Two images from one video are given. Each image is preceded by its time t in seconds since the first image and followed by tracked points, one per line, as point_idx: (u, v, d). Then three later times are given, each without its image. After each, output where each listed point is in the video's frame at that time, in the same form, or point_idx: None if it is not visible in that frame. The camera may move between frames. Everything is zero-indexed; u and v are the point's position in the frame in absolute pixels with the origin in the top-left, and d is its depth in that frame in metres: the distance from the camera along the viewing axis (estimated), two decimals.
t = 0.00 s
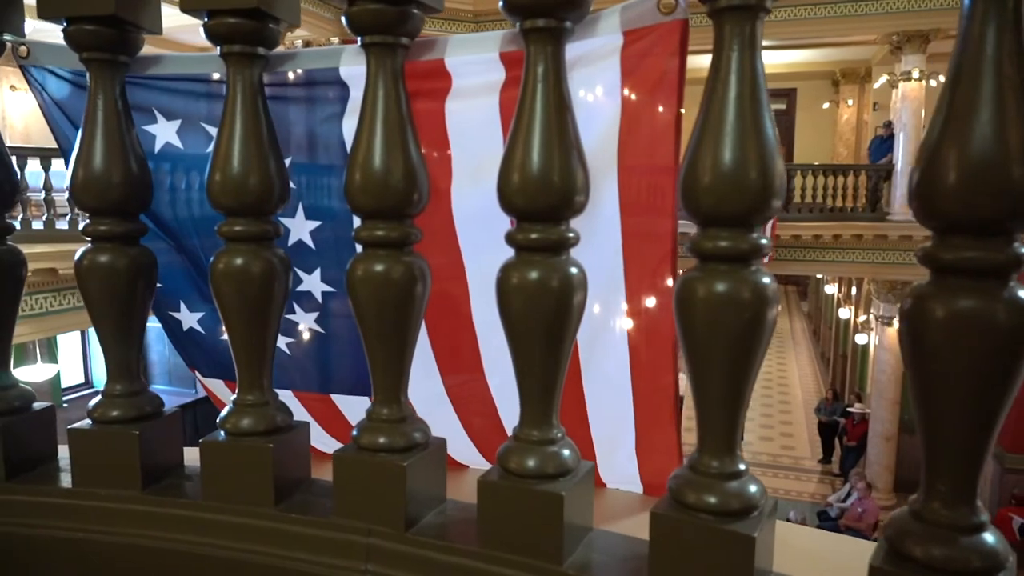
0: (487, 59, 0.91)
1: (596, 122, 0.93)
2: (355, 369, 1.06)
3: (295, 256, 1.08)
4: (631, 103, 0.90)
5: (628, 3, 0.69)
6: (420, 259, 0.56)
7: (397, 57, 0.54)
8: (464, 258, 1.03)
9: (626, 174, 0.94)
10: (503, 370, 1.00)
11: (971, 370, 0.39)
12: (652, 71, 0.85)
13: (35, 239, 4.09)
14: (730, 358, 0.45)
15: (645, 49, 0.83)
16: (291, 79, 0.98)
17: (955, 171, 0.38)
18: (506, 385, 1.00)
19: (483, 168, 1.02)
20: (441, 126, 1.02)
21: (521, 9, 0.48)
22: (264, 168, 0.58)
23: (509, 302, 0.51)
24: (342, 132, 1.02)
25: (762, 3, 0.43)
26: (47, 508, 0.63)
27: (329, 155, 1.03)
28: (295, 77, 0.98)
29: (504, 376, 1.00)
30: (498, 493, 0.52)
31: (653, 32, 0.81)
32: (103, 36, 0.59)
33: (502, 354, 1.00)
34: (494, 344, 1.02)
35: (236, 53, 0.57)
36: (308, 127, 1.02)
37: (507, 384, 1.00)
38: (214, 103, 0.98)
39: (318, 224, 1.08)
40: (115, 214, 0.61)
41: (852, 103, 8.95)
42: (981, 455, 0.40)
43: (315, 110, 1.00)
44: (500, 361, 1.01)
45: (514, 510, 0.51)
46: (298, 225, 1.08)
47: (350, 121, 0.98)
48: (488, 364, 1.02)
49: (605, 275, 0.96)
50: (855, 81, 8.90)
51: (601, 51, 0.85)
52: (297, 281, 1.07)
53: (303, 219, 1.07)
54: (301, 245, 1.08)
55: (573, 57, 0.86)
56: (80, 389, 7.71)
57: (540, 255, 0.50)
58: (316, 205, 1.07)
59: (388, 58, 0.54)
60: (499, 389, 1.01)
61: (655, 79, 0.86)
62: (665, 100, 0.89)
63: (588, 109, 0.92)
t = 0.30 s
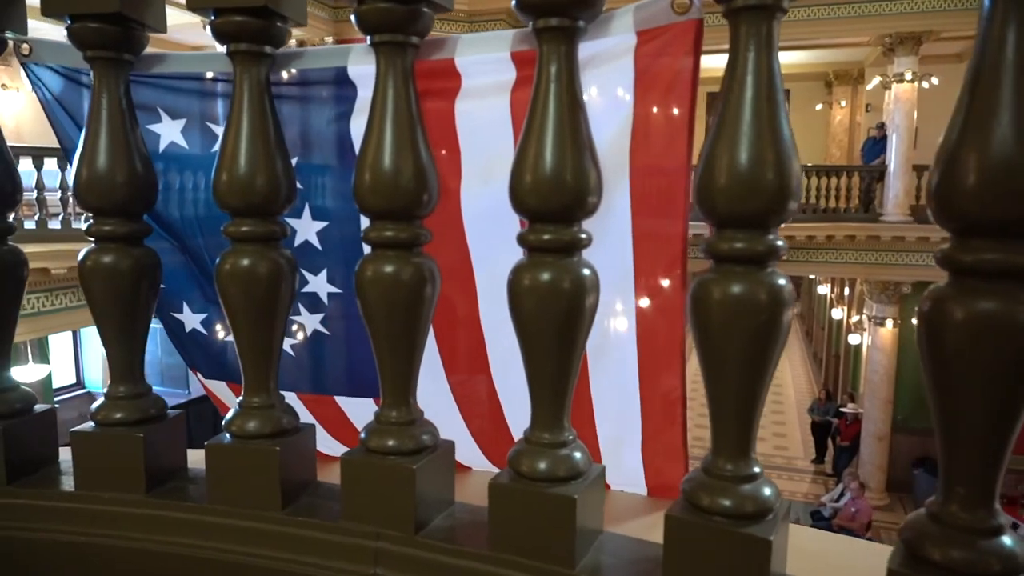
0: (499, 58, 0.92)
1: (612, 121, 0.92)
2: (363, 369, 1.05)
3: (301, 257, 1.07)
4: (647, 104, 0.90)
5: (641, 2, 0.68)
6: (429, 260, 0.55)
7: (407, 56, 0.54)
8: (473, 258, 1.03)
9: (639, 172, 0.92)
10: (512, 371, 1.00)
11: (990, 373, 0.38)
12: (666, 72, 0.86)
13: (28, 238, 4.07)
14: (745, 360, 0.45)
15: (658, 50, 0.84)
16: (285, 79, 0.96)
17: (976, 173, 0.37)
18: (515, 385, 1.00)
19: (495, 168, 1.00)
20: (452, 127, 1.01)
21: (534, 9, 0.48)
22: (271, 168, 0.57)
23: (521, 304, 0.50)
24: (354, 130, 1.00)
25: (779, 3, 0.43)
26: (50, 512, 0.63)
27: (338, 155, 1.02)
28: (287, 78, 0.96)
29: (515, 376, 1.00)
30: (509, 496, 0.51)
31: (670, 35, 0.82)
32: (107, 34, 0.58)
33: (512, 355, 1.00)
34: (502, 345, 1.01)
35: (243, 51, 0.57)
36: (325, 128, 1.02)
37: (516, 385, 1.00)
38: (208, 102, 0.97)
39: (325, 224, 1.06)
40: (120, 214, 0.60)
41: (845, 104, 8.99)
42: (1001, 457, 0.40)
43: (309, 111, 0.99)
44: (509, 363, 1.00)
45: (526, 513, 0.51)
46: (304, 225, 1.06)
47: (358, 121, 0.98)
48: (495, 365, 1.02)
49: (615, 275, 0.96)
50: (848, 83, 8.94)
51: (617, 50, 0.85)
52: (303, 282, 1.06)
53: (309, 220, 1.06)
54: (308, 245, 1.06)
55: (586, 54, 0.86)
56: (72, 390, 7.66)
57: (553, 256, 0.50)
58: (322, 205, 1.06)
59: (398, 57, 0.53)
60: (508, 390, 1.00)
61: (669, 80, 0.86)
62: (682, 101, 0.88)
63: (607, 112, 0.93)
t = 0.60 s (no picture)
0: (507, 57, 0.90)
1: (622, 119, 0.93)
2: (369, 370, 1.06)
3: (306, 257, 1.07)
4: (656, 104, 0.90)
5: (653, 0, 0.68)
6: (436, 260, 0.55)
7: (415, 54, 0.53)
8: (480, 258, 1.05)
9: (648, 176, 0.93)
10: (517, 371, 1.01)
11: (1006, 374, 0.38)
12: (676, 71, 0.84)
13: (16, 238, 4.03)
14: (758, 360, 0.45)
15: (670, 50, 0.82)
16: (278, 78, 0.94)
17: (992, 173, 0.37)
18: (521, 384, 1.01)
19: (505, 168, 1.02)
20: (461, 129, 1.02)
21: (545, 7, 0.47)
22: (276, 168, 0.57)
23: (530, 304, 0.50)
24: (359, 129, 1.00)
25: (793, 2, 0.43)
26: (49, 516, 0.62)
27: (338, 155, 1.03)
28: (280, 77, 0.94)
29: (521, 377, 1.01)
30: (518, 498, 0.51)
31: (686, 32, 0.80)
32: (108, 30, 0.57)
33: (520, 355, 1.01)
34: (508, 345, 1.02)
35: (246, 49, 0.56)
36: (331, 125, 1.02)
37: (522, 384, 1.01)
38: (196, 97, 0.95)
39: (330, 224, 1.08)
40: (121, 213, 0.59)
41: (834, 106, 9.05)
42: (1016, 458, 0.40)
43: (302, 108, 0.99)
44: (513, 362, 1.02)
45: (535, 515, 0.50)
46: (309, 225, 1.08)
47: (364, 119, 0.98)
48: (500, 364, 1.03)
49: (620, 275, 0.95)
50: (837, 84, 8.99)
51: (625, 49, 0.85)
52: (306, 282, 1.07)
53: (313, 219, 1.08)
54: (311, 245, 1.07)
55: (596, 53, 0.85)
56: (60, 391, 7.60)
57: (562, 256, 0.50)
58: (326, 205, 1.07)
59: (406, 55, 0.53)
60: (513, 390, 1.01)
61: (679, 80, 0.85)
62: (689, 101, 0.88)
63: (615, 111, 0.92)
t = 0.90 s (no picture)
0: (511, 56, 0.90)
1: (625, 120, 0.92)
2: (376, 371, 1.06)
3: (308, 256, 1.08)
4: (663, 104, 0.90)
5: None
6: (441, 260, 0.54)
7: (420, 51, 0.53)
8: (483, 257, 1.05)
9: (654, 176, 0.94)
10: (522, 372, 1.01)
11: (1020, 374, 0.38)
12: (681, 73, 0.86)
13: None
14: (769, 361, 0.44)
15: (676, 50, 0.85)
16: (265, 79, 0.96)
17: (1005, 173, 0.37)
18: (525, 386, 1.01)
19: (507, 168, 1.02)
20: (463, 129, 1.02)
21: (553, 5, 0.47)
22: (277, 167, 0.56)
23: (537, 305, 0.50)
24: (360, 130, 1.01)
25: None
26: (46, 521, 0.61)
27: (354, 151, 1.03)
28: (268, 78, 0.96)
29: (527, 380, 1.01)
30: (526, 499, 0.51)
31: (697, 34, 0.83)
32: (106, 25, 0.56)
33: (526, 356, 1.01)
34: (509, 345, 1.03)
35: (248, 46, 0.55)
36: (337, 123, 1.01)
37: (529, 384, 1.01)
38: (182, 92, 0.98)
39: (332, 223, 1.08)
40: (118, 213, 0.58)
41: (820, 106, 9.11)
42: None
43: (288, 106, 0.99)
44: (515, 360, 1.02)
45: (542, 516, 0.50)
46: (310, 224, 1.08)
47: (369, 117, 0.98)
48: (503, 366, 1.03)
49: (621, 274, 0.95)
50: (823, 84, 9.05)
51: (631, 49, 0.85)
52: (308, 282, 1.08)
53: (315, 219, 1.08)
54: (312, 244, 1.08)
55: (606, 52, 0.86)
56: (45, 393, 7.52)
57: (570, 256, 0.49)
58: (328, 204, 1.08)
59: (410, 52, 0.52)
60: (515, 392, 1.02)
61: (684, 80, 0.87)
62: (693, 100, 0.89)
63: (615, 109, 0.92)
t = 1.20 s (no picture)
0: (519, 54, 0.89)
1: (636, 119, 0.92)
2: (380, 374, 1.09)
3: (312, 257, 1.10)
4: (670, 105, 0.90)
5: None
6: (448, 260, 0.54)
7: (425, 48, 0.52)
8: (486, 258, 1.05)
9: (666, 174, 0.93)
10: (530, 370, 1.03)
11: None
12: (689, 72, 0.86)
13: None
14: (783, 361, 0.44)
15: (687, 46, 0.84)
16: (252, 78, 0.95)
17: None
18: (534, 384, 1.02)
19: (514, 166, 1.01)
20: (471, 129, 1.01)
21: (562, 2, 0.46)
22: (280, 165, 0.55)
23: (547, 305, 0.49)
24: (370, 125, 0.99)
25: None
26: (45, 527, 0.60)
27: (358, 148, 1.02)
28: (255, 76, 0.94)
29: (534, 380, 1.02)
30: (535, 501, 0.50)
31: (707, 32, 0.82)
32: (103, 22, 0.55)
33: (533, 357, 1.02)
34: (518, 344, 1.04)
35: (249, 43, 0.54)
36: (337, 122, 1.00)
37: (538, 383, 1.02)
38: (169, 86, 0.98)
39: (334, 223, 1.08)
40: (116, 213, 0.57)
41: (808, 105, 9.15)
42: None
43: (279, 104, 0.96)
44: (524, 360, 1.03)
45: (553, 519, 0.50)
46: (313, 225, 1.09)
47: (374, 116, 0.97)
48: (510, 367, 1.04)
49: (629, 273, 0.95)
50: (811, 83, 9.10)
51: (640, 48, 0.85)
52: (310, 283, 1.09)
53: (318, 219, 1.08)
54: (315, 244, 1.09)
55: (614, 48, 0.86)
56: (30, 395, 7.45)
57: (580, 256, 0.49)
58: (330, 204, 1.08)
59: (416, 49, 0.52)
60: (519, 393, 1.03)
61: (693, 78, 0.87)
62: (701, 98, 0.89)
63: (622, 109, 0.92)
